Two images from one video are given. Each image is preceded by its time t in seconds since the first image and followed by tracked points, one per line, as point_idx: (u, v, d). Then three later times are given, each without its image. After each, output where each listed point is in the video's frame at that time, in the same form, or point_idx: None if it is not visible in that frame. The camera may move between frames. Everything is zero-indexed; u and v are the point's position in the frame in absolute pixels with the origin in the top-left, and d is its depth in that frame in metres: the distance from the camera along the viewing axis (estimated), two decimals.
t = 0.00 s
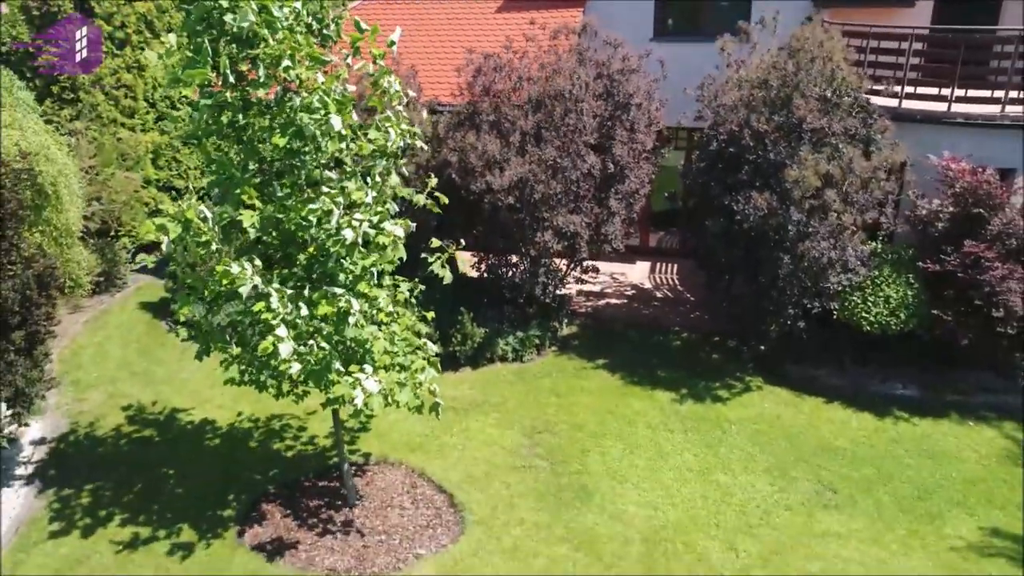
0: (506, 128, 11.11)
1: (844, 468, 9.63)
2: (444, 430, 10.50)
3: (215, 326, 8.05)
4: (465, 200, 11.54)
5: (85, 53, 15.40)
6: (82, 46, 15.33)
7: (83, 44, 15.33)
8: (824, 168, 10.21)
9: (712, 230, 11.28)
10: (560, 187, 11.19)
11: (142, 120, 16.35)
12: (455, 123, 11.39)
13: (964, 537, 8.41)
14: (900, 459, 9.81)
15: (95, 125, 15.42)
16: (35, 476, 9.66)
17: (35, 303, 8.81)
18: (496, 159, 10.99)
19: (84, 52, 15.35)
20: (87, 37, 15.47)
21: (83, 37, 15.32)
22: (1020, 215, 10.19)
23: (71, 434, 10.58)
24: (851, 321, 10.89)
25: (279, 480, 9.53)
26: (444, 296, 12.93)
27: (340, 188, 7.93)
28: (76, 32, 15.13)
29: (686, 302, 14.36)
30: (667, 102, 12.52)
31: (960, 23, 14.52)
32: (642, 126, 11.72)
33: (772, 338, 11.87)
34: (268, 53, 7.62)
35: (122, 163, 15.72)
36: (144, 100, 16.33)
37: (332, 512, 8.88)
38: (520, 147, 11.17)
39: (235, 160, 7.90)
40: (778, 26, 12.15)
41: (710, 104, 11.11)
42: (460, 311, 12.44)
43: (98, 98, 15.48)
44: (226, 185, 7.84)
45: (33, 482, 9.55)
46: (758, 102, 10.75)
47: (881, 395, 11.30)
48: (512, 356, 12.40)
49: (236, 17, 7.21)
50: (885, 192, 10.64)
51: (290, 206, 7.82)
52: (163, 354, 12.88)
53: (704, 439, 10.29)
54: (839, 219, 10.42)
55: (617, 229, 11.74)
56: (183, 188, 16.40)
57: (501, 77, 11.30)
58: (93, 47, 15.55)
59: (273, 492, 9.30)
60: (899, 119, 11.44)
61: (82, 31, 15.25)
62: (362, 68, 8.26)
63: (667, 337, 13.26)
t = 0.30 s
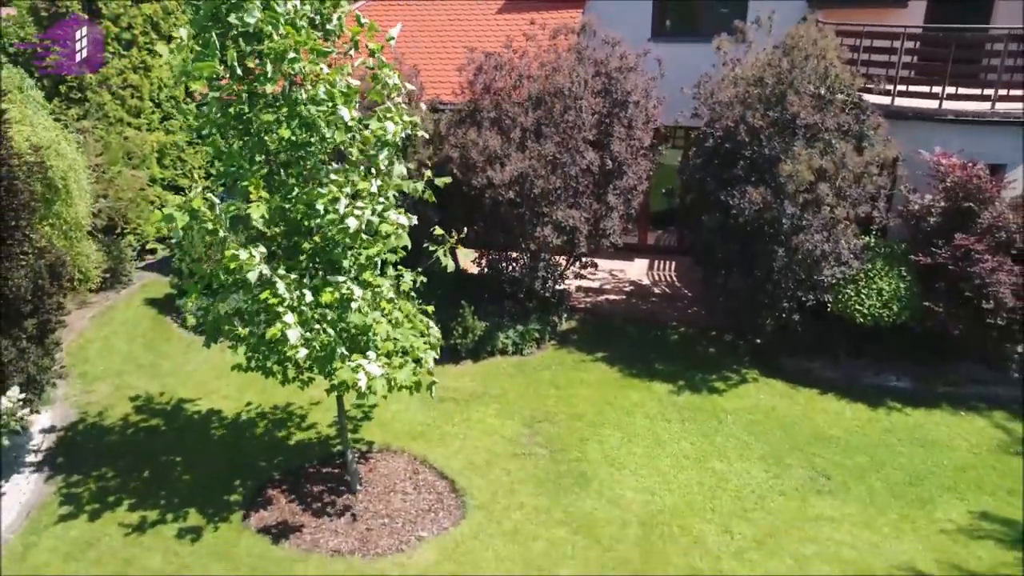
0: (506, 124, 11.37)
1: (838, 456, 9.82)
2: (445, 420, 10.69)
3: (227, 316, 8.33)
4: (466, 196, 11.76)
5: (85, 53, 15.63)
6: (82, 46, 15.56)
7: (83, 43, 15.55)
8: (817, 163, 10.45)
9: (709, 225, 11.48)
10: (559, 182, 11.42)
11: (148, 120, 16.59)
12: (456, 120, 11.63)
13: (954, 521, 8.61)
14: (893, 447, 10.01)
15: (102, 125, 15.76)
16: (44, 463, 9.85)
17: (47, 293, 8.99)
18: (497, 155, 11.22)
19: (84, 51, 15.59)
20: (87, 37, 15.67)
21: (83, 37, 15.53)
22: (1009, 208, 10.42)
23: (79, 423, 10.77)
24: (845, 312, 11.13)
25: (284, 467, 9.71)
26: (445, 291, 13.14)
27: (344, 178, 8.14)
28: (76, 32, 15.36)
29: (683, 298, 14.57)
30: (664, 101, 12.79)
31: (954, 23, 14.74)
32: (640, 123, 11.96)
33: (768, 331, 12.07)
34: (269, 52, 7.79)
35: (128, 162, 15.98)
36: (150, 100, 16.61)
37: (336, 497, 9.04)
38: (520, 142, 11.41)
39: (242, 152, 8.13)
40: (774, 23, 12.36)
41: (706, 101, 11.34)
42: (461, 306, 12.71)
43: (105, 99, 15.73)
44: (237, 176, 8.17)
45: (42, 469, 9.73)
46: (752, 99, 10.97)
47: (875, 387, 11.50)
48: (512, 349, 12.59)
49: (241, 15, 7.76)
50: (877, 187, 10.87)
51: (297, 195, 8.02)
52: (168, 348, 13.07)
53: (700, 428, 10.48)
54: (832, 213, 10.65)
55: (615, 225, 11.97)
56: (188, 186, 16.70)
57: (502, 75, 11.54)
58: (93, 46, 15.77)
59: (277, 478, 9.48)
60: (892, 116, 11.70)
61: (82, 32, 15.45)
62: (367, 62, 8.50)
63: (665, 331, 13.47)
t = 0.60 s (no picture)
0: (506, 122, 11.57)
1: (832, 446, 9.99)
2: (446, 412, 10.87)
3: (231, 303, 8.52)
4: (466, 193, 11.96)
5: (85, 52, 15.80)
6: (81, 46, 15.72)
7: (82, 43, 15.71)
8: (810, 159, 10.64)
9: (705, 221, 11.69)
10: (559, 178, 11.62)
11: (153, 120, 16.82)
12: (456, 118, 11.86)
13: (944, 508, 8.77)
14: (886, 438, 10.17)
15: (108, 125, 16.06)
16: (50, 454, 10.00)
17: (56, 285, 9.08)
18: (497, 152, 11.42)
19: (84, 51, 15.77)
20: (88, 36, 15.77)
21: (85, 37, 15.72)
22: (1001, 204, 10.63)
23: (85, 415, 10.93)
24: (839, 307, 11.33)
25: (287, 456, 9.86)
26: (447, 286, 13.31)
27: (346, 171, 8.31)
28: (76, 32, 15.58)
29: (681, 295, 14.75)
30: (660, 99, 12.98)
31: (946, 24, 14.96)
32: (637, 121, 12.15)
33: (763, 326, 12.26)
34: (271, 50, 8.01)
35: (134, 161, 16.21)
36: (156, 100, 16.87)
37: (338, 485, 9.20)
38: (520, 140, 11.61)
39: (247, 145, 8.35)
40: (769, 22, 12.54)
41: (702, 100, 11.55)
42: (461, 301, 12.88)
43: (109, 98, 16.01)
44: (241, 170, 8.34)
45: (49, 459, 9.88)
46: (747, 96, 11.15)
47: (870, 382, 11.66)
48: (512, 343, 12.76)
49: (243, 14, 8.04)
50: (871, 183, 11.04)
51: (302, 188, 8.21)
52: (173, 344, 13.25)
53: (697, 420, 10.65)
54: (826, 208, 10.85)
55: (613, 221, 12.18)
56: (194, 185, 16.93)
57: (502, 73, 11.74)
58: (94, 45, 15.90)
59: (281, 467, 9.64)
60: (884, 114, 11.89)
61: (80, 32, 15.58)
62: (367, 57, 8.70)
63: (662, 327, 13.65)
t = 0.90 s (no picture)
0: (506, 121, 11.75)
1: (825, 438, 10.15)
2: (445, 405, 11.05)
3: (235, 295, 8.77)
4: (466, 191, 12.18)
5: (85, 53, 16.17)
6: (81, 46, 16.10)
7: (82, 43, 16.11)
8: (804, 156, 10.82)
9: (702, 218, 11.89)
10: (557, 176, 11.81)
11: (157, 122, 17.05)
12: (457, 118, 12.10)
13: (935, 497, 8.93)
14: (878, 430, 10.34)
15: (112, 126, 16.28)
16: (56, 445, 10.16)
17: (63, 278, 9.27)
18: (496, 150, 11.63)
19: (84, 52, 16.13)
20: (88, 37, 16.16)
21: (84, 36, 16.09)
22: (991, 201, 10.74)
23: (90, 409, 11.10)
24: (833, 302, 11.57)
25: (289, 448, 10.02)
26: (447, 283, 13.49)
27: (348, 165, 8.50)
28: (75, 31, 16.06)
29: (678, 293, 14.94)
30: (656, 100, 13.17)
31: (938, 25, 15.19)
32: (634, 121, 12.36)
33: (759, 323, 12.44)
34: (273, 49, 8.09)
35: (138, 162, 16.43)
36: (161, 102, 17.10)
37: (340, 475, 9.37)
38: (519, 138, 11.79)
39: (249, 142, 8.55)
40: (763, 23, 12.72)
41: (698, 98, 11.76)
42: (461, 298, 13.05)
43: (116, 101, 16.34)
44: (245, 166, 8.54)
45: (54, 450, 10.04)
46: (740, 96, 11.37)
47: (865, 379, 11.84)
48: (511, 340, 12.94)
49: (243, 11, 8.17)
50: (864, 181, 11.23)
51: (306, 182, 8.42)
52: (176, 340, 13.44)
53: (693, 413, 10.82)
54: (819, 205, 11.02)
55: (611, 219, 12.35)
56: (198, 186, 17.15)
57: (501, 73, 11.94)
58: (94, 45, 16.21)
59: (283, 458, 9.80)
60: (875, 114, 12.19)
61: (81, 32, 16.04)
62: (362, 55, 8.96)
63: (660, 325, 13.83)
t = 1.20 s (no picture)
0: (497, 144, 12.95)
1: (790, 423, 11.03)
2: (442, 398, 11.96)
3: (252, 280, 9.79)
4: (463, 209, 13.31)
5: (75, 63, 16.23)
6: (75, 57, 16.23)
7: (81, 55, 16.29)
8: (767, 171, 12.02)
9: (677, 231, 13.04)
10: (545, 192, 13.03)
11: (177, 156, 18.38)
12: (455, 143, 13.34)
13: (887, 467, 9.77)
14: (840, 417, 11.23)
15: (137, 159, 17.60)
16: (83, 429, 11.01)
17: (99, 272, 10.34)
18: (490, 168, 12.84)
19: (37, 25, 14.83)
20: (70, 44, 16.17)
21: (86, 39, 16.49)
22: (935, 211, 12.03)
23: (112, 401, 11.99)
24: (799, 306, 12.58)
25: (298, 430, 10.89)
26: (445, 296, 14.53)
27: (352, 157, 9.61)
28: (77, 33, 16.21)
29: (661, 310, 15.94)
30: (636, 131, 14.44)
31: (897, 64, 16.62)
32: (615, 146, 13.65)
33: (734, 330, 13.28)
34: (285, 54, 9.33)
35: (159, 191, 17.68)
36: (183, 138, 18.48)
37: (344, 450, 10.22)
38: (510, 159, 13.01)
39: (265, 140, 9.71)
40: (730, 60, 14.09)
41: (671, 125, 13.08)
42: (458, 307, 14.05)
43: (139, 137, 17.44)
44: (267, 159, 9.72)
45: (82, 433, 10.90)
46: (707, 117, 12.66)
47: (830, 376, 12.83)
48: (504, 346, 13.87)
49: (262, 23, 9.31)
50: (822, 194, 12.37)
51: (319, 174, 9.50)
52: (191, 349, 14.40)
53: (670, 405, 11.71)
54: (782, 215, 12.10)
55: (595, 232, 13.59)
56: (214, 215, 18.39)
57: (493, 103, 13.22)
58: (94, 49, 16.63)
59: (291, 437, 10.63)
60: (836, 139, 13.40)
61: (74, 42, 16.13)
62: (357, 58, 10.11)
63: (643, 336, 14.83)
